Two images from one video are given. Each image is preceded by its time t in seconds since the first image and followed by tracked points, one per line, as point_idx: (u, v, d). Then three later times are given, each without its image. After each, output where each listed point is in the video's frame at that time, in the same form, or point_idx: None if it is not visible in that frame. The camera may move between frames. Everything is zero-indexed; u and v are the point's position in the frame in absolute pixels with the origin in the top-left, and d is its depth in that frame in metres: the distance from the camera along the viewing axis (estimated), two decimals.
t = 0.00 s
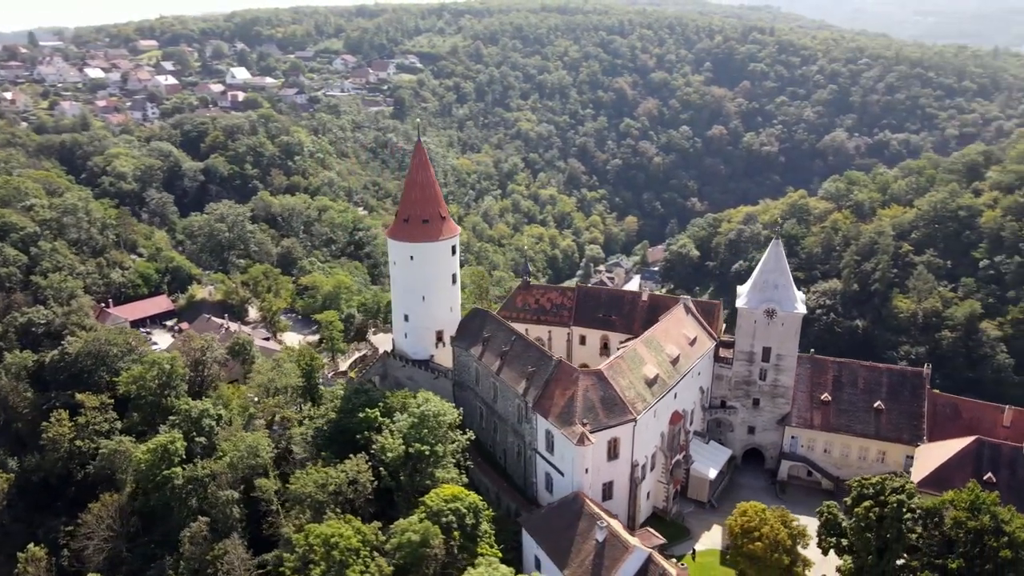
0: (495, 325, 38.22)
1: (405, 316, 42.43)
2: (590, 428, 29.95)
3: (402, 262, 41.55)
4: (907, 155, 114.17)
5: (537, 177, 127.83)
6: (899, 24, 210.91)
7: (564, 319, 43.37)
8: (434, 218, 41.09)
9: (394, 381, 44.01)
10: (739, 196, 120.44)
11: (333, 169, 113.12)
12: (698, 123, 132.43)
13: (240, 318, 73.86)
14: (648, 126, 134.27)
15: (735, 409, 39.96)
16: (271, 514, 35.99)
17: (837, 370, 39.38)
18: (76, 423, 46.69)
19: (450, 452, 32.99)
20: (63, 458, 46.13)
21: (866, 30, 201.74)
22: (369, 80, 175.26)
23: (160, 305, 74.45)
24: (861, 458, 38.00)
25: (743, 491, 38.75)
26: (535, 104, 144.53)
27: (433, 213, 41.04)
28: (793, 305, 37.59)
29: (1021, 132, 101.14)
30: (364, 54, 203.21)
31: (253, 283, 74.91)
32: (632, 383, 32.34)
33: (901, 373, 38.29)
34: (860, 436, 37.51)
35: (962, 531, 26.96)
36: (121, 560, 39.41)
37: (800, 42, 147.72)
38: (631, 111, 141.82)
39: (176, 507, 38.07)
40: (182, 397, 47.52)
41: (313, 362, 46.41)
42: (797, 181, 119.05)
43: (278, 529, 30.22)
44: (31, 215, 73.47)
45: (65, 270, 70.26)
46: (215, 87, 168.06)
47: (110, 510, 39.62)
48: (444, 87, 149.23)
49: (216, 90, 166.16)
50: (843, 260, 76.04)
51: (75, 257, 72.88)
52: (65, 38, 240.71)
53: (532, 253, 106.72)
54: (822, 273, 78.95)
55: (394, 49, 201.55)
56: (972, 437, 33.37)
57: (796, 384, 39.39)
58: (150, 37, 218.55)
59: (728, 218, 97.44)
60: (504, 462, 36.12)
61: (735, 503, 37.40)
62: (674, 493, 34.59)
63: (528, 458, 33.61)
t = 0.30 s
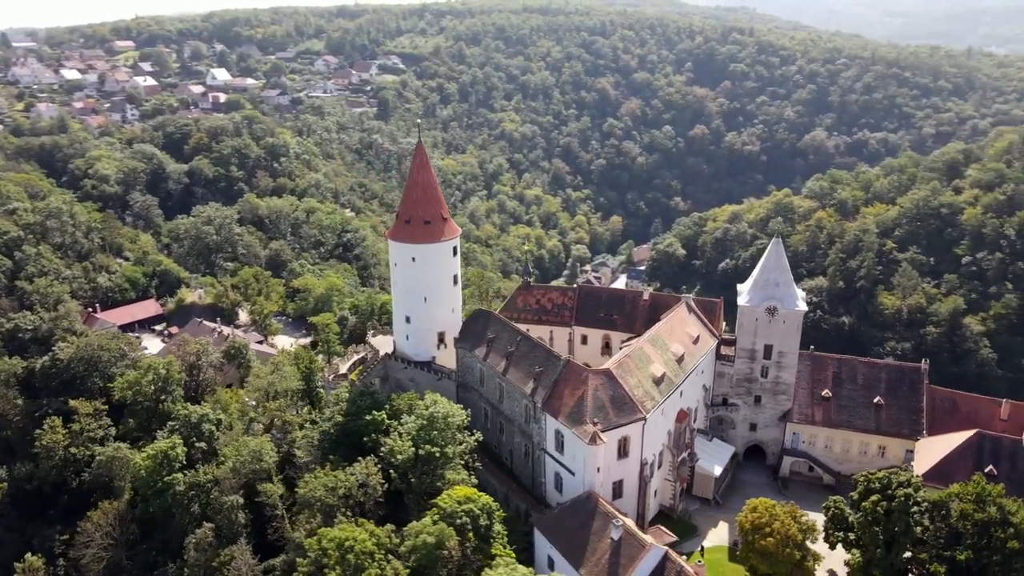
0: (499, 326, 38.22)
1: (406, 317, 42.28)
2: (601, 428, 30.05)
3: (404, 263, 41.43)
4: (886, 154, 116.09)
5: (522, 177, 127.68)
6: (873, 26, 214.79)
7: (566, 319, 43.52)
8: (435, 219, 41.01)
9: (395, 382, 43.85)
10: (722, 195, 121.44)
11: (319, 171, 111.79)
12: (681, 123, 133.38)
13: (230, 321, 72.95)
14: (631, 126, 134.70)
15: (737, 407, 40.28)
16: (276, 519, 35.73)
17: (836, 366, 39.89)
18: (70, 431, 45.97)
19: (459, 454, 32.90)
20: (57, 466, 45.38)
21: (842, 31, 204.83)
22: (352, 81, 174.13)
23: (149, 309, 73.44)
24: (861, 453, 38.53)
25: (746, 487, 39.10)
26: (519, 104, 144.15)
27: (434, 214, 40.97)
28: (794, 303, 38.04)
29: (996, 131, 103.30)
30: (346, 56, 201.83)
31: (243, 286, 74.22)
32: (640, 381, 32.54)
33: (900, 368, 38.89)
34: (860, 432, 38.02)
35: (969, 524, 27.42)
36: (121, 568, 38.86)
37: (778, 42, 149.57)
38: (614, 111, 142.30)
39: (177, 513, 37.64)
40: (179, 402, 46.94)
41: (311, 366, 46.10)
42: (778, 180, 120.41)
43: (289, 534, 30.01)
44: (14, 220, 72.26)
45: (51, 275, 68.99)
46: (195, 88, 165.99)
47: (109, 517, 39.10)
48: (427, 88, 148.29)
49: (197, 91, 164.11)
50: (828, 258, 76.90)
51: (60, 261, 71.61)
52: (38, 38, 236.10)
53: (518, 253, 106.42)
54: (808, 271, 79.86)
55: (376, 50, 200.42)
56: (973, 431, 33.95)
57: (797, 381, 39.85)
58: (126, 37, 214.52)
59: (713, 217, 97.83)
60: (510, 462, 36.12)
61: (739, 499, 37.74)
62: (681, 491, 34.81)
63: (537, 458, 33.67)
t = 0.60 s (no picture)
0: (503, 326, 38.23)
1: (409, 318, 42.15)
2: (611, 427, 30.14)
3: (406, 264, 41.29)
4: (865, 152, 117.95)
5: (508, 177, 127.38)
6: (849, 28, 218.53)
7: (567, 319, 43.67)
8: (437, 220, 40.93)
9: (397, 384, 43.64)
10: (706, 194, 122.32)
11: (306, 172, 110.14)
12: (664, 123, 134.32)
13: (222, 324, 71.97)
14: (615, 126, 135.12)
15: (739, 404, 40.62)
16: (283, 524, 35.51)
17: (836, 363, 40.35)
18: (65, 438, 45.20)
19: (469, 455, 32.84)
20: (52, 474, 44.57)
21: (819, 31, 207.53)
22: (335, 82, 172.82)
23: (137, 313, 72.46)
24: (862, 448, 39.04)
25: (749, 484, 39.42)
26: (503, 105, 143.56)
27: (437, 215, 40.89)
28: (795, 301, 38.46)
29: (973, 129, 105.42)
30: (328, 57, 200.21)
31: (233, 289, 73.46)
32: (648, 380, 32.73)
33: (898, 364, 39.45)
34: (862, 427, 38.51)
35: (976, 516, 28.10)
36: None
37: (759, 43, 151.19)
38: (598, 111, 142.66)
39: (180, 519, 37.21)
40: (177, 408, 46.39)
41: (311, 370, 45.79)
42: (760, 178, 121.61)
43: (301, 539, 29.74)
44: None
45: (36, 280, 67.73)
46: (175, 90, 163.72)
47: (109, 526, 38.66)
48: (411, 89, 146.25)
49: (178, 92, 161.83)
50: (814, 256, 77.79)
51: (46, 266, 70.45)
52: (10, 39, 231.02)
53: (506, 254, 106.03)
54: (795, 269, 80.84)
55: (358, 51, 199.09)
56: (973, 424, 34.54)
57: (798, 378, 40.28)
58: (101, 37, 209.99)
59: (699, 216, 98.11)
60: (519, 464, 36.14)
61: (743, 496, 38.07)
62: (688, 488, 35.04)
63: (546, 458, 33.75)
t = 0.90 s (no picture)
0: (508, 327, 38.26)
1: (411, 320, 42.02)
2: (622, 426, 30.29)
3: (408, 265, 41.17)
4: (844, 151, 119.61)
5: (494, 177, 126.19)
6: (824, 30, 222.64)
7: (568, 318, 43.86)
8: (439, 221, 40.88)
9: (398, 386, 43.47)
10: (689, 194, 123.14)
11: (292, 173, 107.43)
12: (646, 123, 135.04)
13: (213, 328, 71.01)
14: (598, 126, 135.53)
15: (741, 401, 41.00)
16: (289, 528, 35.56)
17: (835, 360, 40.90)
18: (60, 445, 44.47)
19: (479, 457, 32.84)
20: (48, 482, 43.83)
21: (796, 32, 210.09)
22: (318, 83, 171.27)
23: (126, 317, 71.46)
24: (862, 443, 39.61)
25: (752, 480, 39.78)
26: (487, 105, 142.98)
27: (438, 217, 40.86)
28: (795, 298, 38.88)
29: (950, 129, 107.37)
30: (309, 57, 198.31)
31: (223, 292, 72.33)
32: (656, 378, 32.94)
33: (896, 360, 40.08)
34: (862, 422, 39.07)
35: (981, 508, 28.50)
36: None
37: (739, 43, 152.90)
38: (581, 111, 142.95)
39: (183, 526, 36.76)
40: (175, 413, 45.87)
41: (311, 373, 45.48)
42: (742, 177, 122.70)
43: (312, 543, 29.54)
44: None
45: (22, 284, 66.64)
46: (155, 90, 161.10)
47: (110, 534, 38.16)
48: (395, 89, 143.78)
49: (157, 93, 159.22)
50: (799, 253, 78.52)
51: (31, 270, 69.23)
52: None
53: (493, 254, 105.03)
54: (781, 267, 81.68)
55: (340, 51, 197.62)
56: (972, 418, 35.18)
57: (798, 374, 40.76)
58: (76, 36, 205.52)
59: (685, 215, 98.47)
60: (526, 465, 36.20)
61: (747, 493, 38.42)
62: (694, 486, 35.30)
63: (554, 458, 33.85)
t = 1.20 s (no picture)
0: (512, 327, 38.31)
1: (412, 321, 41.87)
2: (632, 424, 30.43)
3: (410, 266, 41.04)
4: (824, 150, 121.24)
5: (478, 177, 125.65)
6: (801, 31, 225.71)
7: (569, 318, 44.04)
8: (440, 221, 40.83)
9: (399, 388, 43.26)
10: (672, 193, 123.89)
11: (278, 175, 105.67)
12: (629, 123, 135.78)
13: (204, 332, 70.18)
14: (581, 126, 135.96)
15: (742, 398, 41.40)
16: (295, 532, 35.70)
17: (833, 356, 41.44)
18: (54, 453, 43.68)
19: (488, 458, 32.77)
20: (42, 490, 42.97)
21: (774, 32, 212.57)
22: (300, 84, 170.05)
23: (114, 322, 70.45)
24: (862, 438, 40.14)
25: (755, 476, 40.13)
26: (470, 106, 142.76)
27: (439, 217, 40.81)
28: (795, 295, 39.36)
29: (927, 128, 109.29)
30: (290, 58, 196.62)
31: (213, 296, 71.37)
32: (663, 377, 33.18)
33: (893, 355, 40.68)
34: (861, 417, 39.61)
35: (985, 500, 29.04)
36: None
37: (719, 43, 154.53)
38: (564, 111, 143.32)
39: (187, 532, 36.21)
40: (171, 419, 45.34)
41: (310, 377, 45.24)
42: (724, 177, 123.75)
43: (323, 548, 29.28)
44: None
45: (6, 289, 65.21)
46: (134, 92, 158.76)
47: (111, 542, 37.55)
48: (377, 90, 142.32)
49: (136, 95, 156.89)
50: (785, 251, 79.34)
51: (16, 274, 67.97)
52: None
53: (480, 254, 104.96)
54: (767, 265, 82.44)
55: (322, 52, 196.37)
56: (971, 411, 35.85)
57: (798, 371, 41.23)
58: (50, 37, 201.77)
59: (670, 214, 98.92)
60: (534, 464, 36.24)
61: (750, 489, 38.75)
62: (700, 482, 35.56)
63: (562, 457, 33.95)
